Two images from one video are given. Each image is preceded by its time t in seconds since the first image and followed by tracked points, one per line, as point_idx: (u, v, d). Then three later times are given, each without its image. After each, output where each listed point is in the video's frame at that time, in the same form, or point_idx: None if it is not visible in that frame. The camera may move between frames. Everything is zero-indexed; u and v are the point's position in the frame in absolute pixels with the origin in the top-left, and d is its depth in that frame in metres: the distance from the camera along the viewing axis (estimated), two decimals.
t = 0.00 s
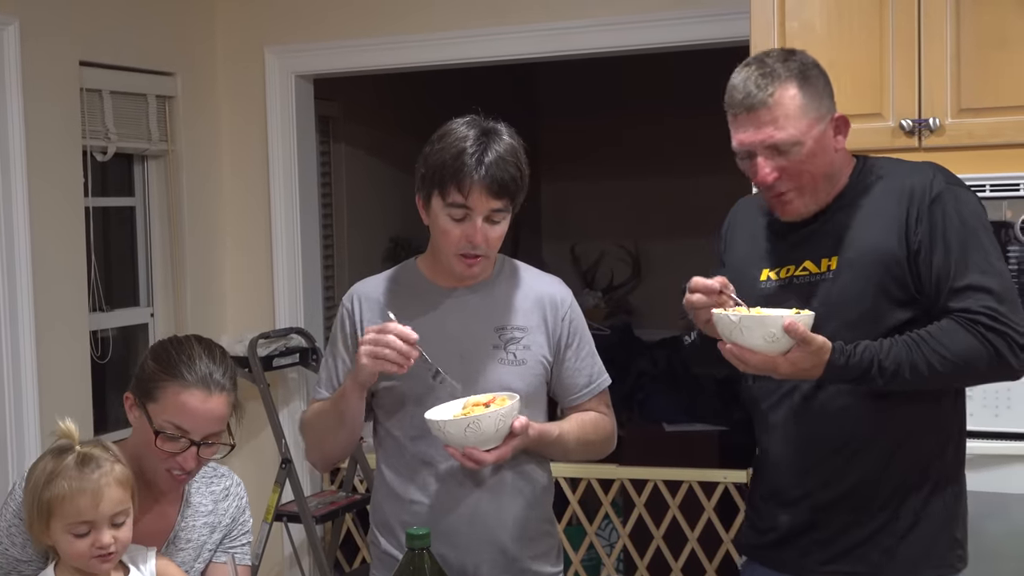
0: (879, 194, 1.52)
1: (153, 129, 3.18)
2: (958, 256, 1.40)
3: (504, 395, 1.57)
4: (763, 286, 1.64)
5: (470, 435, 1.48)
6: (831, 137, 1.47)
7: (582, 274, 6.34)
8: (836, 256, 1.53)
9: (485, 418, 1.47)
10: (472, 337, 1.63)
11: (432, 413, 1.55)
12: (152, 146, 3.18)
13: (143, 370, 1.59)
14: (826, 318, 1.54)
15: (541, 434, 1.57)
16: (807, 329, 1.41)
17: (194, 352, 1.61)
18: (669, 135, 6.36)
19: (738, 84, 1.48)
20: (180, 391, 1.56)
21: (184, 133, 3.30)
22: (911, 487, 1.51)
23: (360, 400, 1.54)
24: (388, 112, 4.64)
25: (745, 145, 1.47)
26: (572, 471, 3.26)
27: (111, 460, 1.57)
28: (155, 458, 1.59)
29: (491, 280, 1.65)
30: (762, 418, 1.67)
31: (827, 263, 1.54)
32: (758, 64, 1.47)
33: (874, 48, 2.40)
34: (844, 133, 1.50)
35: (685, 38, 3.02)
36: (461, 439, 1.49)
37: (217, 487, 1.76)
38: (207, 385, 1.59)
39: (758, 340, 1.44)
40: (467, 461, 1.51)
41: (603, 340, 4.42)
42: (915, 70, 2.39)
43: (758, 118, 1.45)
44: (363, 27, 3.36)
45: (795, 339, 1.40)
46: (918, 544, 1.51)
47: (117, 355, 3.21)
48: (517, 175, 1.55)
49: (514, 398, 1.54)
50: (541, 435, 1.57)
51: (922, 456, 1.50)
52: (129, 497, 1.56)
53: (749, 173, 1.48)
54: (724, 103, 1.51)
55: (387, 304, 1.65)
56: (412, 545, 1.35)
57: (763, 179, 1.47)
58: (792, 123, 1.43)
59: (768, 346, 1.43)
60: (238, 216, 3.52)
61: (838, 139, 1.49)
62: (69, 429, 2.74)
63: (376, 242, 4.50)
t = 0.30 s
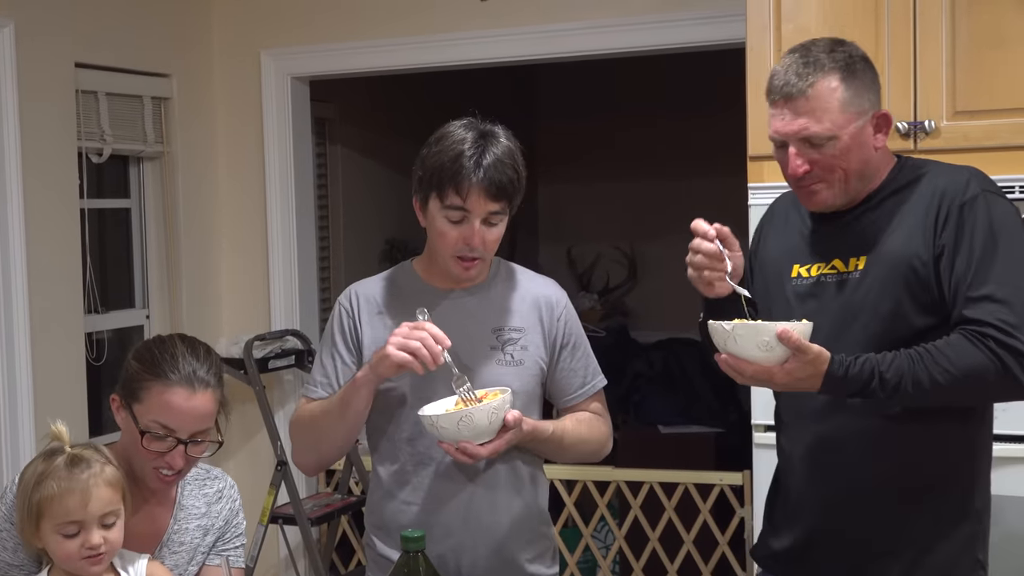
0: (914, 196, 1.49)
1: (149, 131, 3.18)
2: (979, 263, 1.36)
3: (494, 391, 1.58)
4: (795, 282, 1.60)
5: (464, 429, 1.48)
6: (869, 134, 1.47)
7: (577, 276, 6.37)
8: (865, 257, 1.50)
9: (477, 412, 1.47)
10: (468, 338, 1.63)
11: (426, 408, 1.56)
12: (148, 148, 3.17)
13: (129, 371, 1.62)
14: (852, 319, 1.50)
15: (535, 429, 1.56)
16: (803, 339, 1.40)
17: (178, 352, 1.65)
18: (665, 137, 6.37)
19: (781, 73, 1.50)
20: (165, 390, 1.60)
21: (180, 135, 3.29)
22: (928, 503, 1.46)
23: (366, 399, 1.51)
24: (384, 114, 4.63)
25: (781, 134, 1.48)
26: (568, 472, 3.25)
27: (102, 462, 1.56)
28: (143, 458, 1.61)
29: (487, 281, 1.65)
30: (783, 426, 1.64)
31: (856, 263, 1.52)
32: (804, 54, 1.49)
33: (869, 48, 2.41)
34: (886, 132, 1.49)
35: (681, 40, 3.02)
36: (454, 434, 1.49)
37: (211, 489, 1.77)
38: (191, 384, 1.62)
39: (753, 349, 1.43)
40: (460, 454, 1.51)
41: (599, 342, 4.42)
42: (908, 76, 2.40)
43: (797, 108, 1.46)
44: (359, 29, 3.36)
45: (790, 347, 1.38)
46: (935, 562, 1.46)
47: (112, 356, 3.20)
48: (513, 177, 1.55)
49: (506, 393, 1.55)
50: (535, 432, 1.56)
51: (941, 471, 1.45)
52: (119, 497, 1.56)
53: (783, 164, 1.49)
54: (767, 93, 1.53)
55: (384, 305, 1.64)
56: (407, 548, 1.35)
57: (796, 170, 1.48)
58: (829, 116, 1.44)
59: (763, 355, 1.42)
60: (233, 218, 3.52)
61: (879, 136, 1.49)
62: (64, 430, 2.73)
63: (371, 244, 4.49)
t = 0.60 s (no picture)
0: (947, 197, 1.45)
1: (142, 128, 3.17)
2: (1011, 269, 1.34)
3: (490, 390, 1.58)
4: (818, 279, 1.56)
5: (456, 425, 1.49)
6: (906, 134, 1.42)
7: (572, 275, 6.34)
8: (893, 256, 1.47)
9: (471, 409, 1.48)
10: (462, 338, 1.63)
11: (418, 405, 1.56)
12: (141, 145, 3.16)
13: (118, 371, 1.62)
14: (878, 320, 1.47)
15: (529, 430, 1.56)
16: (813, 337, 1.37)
17: (168, 351, 1.64)
18: (659, 136, 6.37)
19: (819, 64, 1.46)
20: (154, 389, 1.60)
21: (173, 132, 3.29)
22: (944, 512, 1.44)
23: (358, 418, 1.53)
24: (378, 112, 4.63)
25: (816, 129, 1.44)
26: (561, 471, 3.25)
27: (88, 461, 1.56)
28: (134, 458, 1.61)
29: (480, 282, 1.64)
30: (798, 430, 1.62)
31: (884, 263, 1.48)
32: (845, 46, 1.45)
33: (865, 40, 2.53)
34: (923, 131, 1.45)
35: (675, 39, 3.02)
36: (447, 429, 1.50)
37: (203, 487, 1.77)
38: (181, 382, 1.62)
39: (763, 348, 1.40)
40: (451, 451, 1.51)
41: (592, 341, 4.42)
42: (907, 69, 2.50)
43: (834, 104, 1.41)
44: (353, 27, 3.36)
45: (801, 346, 1.35)
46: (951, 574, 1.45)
47: (105, 355, 3.19)
48: (512, 177, 1.55)
49: (501, 391, 1.55)
50: (528, 431, 1.57)
51: (958, 482, 1.43)
52: (108, 496, 1.55)
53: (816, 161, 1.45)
54: (802, 84, 1.48)
55: (379, 304, 1.63)
56: (400, 546, 1.35)
57: (829, 166, 1.44)
58: (867, 114, 1.39)
59: (774, 355, 1.39)
60: (227, 217, 3.51)
61: (914, 135, 1.44)
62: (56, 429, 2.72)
63: (366, 243, 4.48)
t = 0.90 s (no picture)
0: (965, 201, 1.47)
1: (138, 125, 3.16)
2: None
3: (490, 393, 1.58)
4: (830, 275, 1.60)
5: (454, 433, 1.49)
6: (923, 138, 1.44)
7: (569, 272, 6.38)
8: (909, 259, 1.50)
9: (469, 417, 1.48)
10: (457, 336, 1.62)
11: (416, 409, 1.56)
12: (137, 142, 3.16)
13: (115, 369, 1.62)
14: (894, 319, 1.50)
15: (526, 430, 1.56)
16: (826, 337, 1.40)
17: (165, 349, 1.64)
18: (656, 134, 6.37)
19: (843, 58, 1.47)
20: (151, 387, 1.59)
21: (169, 129, 3.29)
22: (952, 518, 1.48)
23: (350, 417, 1.54)
24: (374, 110, 4.62)
25: (830, 123, 1.46)
26: (559, 469, 3.25)
27: (82, 460, 1.56)
28: (131, 456, 1.61)
29: (475, 280, 1.64)
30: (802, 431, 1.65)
31: (900, 265, 1.51)
32: (871, 41, 1.46)
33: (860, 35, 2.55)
34: (943, 137, 1.46)
35: (673, 37, 3.02)
36: (445, 436, 1.50)
37: (199, 486, 1.76)
38: (178, 381, 1.62)
39: (775, 345, 1.43)
40: (448, 456, 1.52)
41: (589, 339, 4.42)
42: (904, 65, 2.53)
43: (852, 101, 1.44)
44: (350, 25, 3.35)
45: (813, 344, 1.38)
46: None
47: (100, 352, 3.18)
48: (502, 183, 1.52)
49: (499, 396, 1.55)
50: (523, 433, 1.57)
51: (969, 489, 1.47)
52: (102, 496, 1.55)
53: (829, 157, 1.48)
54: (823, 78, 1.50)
55: (372, 301, 1.64)
56: (395, 544, 1.35)
57: (841, 164, 1.47)
58: (885, 114, 1.42)
59: (786, 352, 1.42)
60: (224, 213, 3.51)
61: (933, 140, 1.46)
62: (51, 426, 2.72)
63: (362, 239, 4.47)
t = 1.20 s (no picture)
0: (971, 206, 1.48)
1: (138, 127, 3.17)
2: None
3: (489, 399, 1.57)
4: (831, 277, 1.60)
5: (462, 445, 1.49)
6: (933, 136, 1.46)
7: (567, 274, 6.45)
8: (913, 264, 1.51)
9: (476, 429, 1.48)
10: (457, 335, 1.63)
11: (415, 426, 1.56)
12: (138, 144, 3.17)
13: (116, 370, 1.63)
14: (896, 323, 1.52)
15: (525, 430, 1.58)
16: (831, 345, 1.41)
17: (165, 351, 1.65)
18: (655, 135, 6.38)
19: (851, 59, 1.48)
20: (151, 389, 1.60)
21: (169, 130, 3.29)
22: (950, 524, 1.49)
23: (352, 389, 1.52)
24: (373, 112, 4.63)
25: (841, 125, 1.47)
26: (557, 470, 3.26)
27: (84, 461, 1.57)
28: (132, 458, 1.62)
29: (475, 281, 1.64)
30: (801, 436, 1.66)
31: (903, 269, 1.52)
32: (879, 40, 1.49)
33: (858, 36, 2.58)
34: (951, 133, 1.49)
35: (672, 39, 3.03)
36: (451, 450, 1.50)
37: (200, 486, 1.77)
38: (178, 383, 1.63)
39: (780, 353, 1.44)
40: (456, 468, 1.53)
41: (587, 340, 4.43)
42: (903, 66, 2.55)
43: (864, 101, 1.45)
44: (350, 27, 3.36)
45: (819, 353, 1.40)
46: None
47: (101, 353, 3.19)
48: (502, 190, 1.52)
49: (500, 403, 1.55)
50: (522, 432, 1.58)
51: (967, 495, 1.48)
52: (103, 496, 1.56)
53: (841, 158, 1.49)
54: (831, 81, 1.51)
55: (372, 294, 1.65)
56: (395, 545, 1.35)
57: (853, 167, 1.48)
58: (899, 114, 1.43)
59: (791, 361, 1.43)
60: (223, 214, 3.52)
61: (942, 137, 1.48)
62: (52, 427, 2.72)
63: (361, 240, 4.47)
